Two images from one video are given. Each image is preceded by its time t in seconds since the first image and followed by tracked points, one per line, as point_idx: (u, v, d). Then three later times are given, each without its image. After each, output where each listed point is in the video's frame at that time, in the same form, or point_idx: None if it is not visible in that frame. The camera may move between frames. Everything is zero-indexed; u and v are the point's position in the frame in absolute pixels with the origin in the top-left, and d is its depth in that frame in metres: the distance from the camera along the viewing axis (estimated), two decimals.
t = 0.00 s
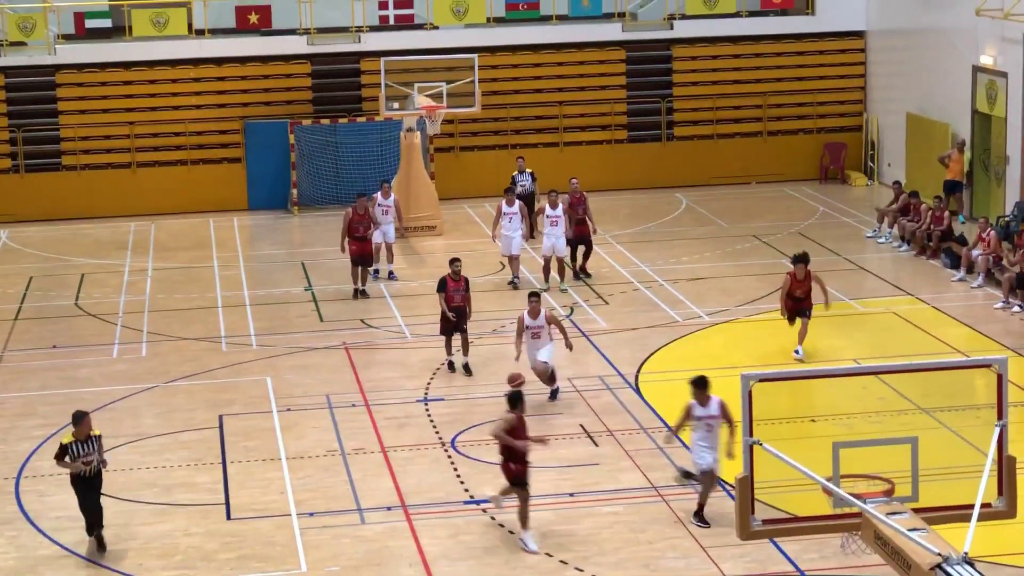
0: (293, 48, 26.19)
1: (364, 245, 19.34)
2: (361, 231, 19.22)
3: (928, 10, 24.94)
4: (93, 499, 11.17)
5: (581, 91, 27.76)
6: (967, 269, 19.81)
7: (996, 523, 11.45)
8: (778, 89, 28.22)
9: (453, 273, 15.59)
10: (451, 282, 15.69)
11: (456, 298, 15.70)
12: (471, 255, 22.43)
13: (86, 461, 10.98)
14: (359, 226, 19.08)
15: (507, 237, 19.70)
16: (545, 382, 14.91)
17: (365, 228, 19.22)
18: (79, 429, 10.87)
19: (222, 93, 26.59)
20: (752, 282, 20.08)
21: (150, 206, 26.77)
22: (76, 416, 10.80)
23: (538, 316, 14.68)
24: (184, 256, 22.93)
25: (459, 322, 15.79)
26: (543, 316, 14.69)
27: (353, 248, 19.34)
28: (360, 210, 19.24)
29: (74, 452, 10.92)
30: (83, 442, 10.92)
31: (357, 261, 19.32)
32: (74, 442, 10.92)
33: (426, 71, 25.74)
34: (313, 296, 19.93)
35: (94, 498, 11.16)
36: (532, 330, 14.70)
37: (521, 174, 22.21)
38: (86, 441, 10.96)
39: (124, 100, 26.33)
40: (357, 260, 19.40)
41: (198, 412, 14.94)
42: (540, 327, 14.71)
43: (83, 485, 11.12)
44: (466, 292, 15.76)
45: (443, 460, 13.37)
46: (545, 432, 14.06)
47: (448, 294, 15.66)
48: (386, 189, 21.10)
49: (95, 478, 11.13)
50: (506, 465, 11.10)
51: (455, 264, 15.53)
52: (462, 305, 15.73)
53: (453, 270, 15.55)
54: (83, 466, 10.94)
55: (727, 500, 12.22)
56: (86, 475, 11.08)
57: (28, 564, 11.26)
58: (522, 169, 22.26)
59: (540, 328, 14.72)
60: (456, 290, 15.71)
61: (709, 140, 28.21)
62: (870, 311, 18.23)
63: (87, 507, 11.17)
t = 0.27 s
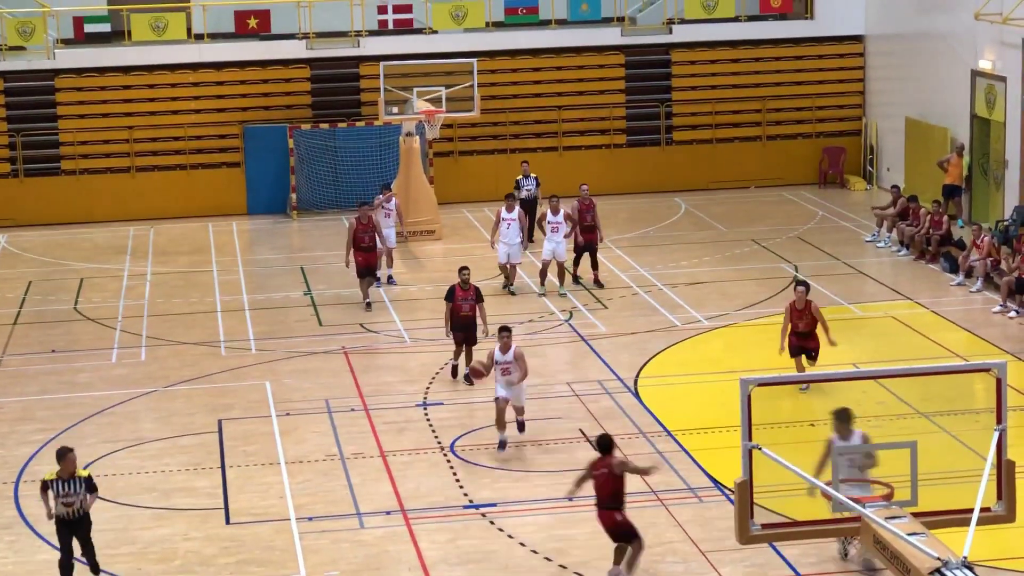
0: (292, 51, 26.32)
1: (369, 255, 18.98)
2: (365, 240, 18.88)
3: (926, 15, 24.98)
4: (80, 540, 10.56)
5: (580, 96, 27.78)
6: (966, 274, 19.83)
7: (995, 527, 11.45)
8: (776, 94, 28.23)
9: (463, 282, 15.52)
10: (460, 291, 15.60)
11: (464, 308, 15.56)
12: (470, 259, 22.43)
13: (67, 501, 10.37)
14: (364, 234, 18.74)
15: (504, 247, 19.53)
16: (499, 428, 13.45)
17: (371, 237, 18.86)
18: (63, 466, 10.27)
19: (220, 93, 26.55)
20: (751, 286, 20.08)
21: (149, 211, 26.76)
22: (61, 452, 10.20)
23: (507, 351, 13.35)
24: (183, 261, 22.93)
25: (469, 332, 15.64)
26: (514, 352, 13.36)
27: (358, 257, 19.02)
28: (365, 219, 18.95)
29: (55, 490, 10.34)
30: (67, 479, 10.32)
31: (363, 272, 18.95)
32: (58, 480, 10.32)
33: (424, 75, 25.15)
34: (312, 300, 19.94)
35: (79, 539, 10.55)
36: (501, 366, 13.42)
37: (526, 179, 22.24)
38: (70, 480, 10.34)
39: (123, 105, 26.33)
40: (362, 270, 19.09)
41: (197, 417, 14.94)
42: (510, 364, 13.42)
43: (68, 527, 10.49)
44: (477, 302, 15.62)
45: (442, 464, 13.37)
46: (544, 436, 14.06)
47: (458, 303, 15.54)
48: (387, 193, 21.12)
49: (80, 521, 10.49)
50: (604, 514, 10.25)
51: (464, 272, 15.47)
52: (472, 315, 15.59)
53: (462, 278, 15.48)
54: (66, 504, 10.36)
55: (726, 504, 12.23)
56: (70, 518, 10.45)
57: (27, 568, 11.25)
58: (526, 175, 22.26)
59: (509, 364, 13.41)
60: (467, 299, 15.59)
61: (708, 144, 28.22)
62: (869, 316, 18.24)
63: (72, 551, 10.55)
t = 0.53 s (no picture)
0: (289, 50, 26.30)
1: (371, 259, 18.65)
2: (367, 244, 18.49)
3: (922, 14, 25.01)
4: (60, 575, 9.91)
5: (576, 95, 27.79)
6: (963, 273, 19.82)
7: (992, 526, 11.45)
8: (773, 93, 28.25)
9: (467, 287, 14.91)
10: (463, 297, 14.98)
11: (468, 314, 14.95)
12: (467, 259, 22.43)
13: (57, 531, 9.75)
14: (365, 238, 18.44)
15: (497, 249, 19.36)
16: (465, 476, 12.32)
17: (373, 241, 18.56)
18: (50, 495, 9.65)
19: (216, 97, 26.58)
20: (748, 285, 20.09)
21: (145, 211, 26.73)
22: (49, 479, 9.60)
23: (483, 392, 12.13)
24: (180, 260, 22.92)
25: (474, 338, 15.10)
26: (490, 393, 12.16)
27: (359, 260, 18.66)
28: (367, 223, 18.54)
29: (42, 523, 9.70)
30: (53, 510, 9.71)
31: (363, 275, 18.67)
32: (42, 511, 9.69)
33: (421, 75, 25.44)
34: (308, 300, 19.93)
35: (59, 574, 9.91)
36: (475, 409, 12.16)
37: (523, 180, 22.15)
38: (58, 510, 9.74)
39: (119, 105, 26.32)
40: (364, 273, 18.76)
41: (194, 416, 14.93)
42: (485, 406, 12.17)
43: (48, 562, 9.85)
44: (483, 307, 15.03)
45: (439, 464, 13.37)
46: (541, 436, 14.07)
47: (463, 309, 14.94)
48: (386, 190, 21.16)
49: (63, 555, 9.87)
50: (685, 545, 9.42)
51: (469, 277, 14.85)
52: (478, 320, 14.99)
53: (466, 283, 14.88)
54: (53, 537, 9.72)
55: (722, 503, 12.23)
56: (53, 551, 9.82)
57: (23, 568, 11.24)
58: (525, 174, 22.13)
59: (484, 406, 12.17)
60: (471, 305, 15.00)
61: (705, 144, 28.23)
62: (866, 315, 18.25)
63: None
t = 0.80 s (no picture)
0: (287, 59, 26.26)
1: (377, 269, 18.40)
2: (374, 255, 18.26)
3: (919, 19, 25.06)
4: None
5: (574, 102, 27.80)
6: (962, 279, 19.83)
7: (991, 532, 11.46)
8: (771, 99, 28.28)
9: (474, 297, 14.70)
10: (471, 308, 14.80)
11: (476, 325, 14.83)
12: (465, 266, 22.44)
13: None
14: (371, 249, 18.17)
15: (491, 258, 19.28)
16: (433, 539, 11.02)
17: (379, 251, 18.30)
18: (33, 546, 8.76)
19: (215, 105, 26.65)
20: (746, 292, 20.11)
21: (144, 220, 26.72)
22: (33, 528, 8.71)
23: (456, 447, 10.99)
24: (178, 269, 22.91)
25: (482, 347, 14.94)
26: (464, 449, 10.99)
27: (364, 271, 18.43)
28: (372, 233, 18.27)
29: (19, 573, 8.81)
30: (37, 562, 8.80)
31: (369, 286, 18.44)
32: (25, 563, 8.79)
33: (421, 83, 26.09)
34: (307, 308, 19.94)
35: None
36: (448, 465, 11.02)
37: (524, 188, 22.05)
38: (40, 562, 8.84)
39: (117, 114, 26.32)
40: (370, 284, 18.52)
41: (193, 425, 14.92)
42: (458, 463, 11.00)
43: None
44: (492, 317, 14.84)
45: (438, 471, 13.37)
46: (540, 442, 14.07)
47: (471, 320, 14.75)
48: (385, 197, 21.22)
49: None
50: None
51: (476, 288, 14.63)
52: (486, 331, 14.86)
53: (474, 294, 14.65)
54: None
55: (722, 510, 12.22)
56: None
57: None
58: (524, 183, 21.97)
59: (458, 464, 11.00)
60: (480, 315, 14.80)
61: (704, 150, 28.23)
62: (865, 321, 18.26)
63: None
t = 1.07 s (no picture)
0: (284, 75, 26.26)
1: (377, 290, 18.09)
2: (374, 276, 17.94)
3: (914, 30, 25.13)
4: None
5: (570, 115, 27.85)
6: (960, 288, 19.84)
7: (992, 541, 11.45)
8: (768, 111, 28.34)
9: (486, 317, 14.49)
10: (483, 327, 14.59)
11: (489, 344, 14.64)
12: (464, 280, 22.45)
13: None
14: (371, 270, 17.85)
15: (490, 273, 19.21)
16: None
17: (378, 272, 17.95)
18: None
19: (211, 124, 26.65)
20: (745, 303, 20.11)
21: (142, 237, 26.74)
22: None
23: (470, 531, 9.41)
24: (177, 285, 22.92)
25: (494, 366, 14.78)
26: (479, 534, 9.43)
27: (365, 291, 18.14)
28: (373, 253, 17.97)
29: None
30: None
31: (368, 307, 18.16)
32: None
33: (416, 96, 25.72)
34: (306, 323, 19.95)
35: None
36: (457, 551, 9.40)
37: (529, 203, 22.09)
38: None
39: (114, 131, 26.37)
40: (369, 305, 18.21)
41: (193, 441, 14.91)
42: (470, 550, 9.41)
43: None
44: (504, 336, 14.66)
45: (438, 485, 13.36)
46: (540, 455, 14.07)
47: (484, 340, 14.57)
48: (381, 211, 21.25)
49: None
50: None
51: (489, 308, 14.41)
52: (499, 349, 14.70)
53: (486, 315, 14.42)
54: None
55: (723, 521, 12.22)
56: None
57: None
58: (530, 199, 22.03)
59: (470, 551, 9.41)
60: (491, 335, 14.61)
61: (701, 162, 28.29)
62: (863, 331, 18.27)
63: None
